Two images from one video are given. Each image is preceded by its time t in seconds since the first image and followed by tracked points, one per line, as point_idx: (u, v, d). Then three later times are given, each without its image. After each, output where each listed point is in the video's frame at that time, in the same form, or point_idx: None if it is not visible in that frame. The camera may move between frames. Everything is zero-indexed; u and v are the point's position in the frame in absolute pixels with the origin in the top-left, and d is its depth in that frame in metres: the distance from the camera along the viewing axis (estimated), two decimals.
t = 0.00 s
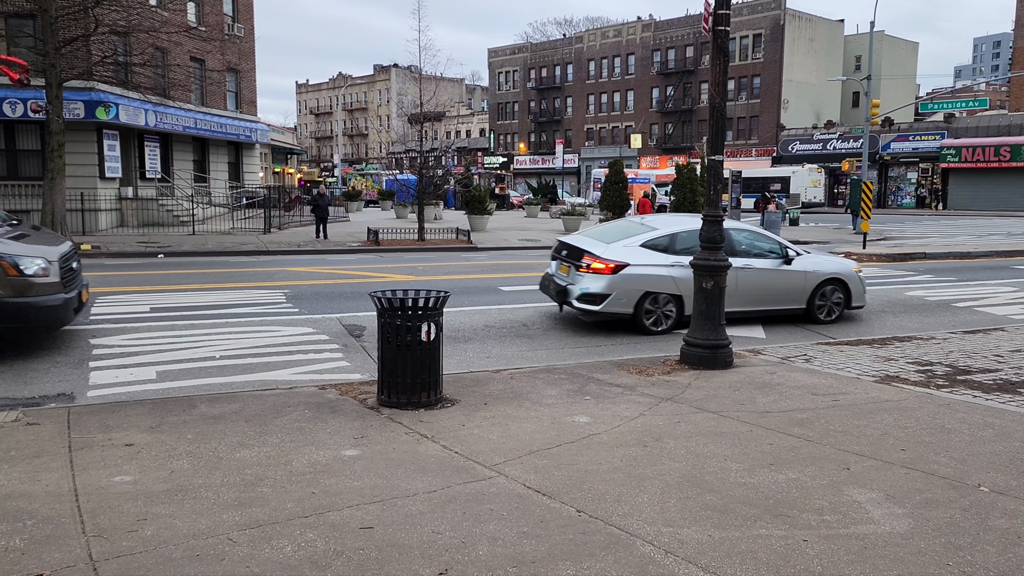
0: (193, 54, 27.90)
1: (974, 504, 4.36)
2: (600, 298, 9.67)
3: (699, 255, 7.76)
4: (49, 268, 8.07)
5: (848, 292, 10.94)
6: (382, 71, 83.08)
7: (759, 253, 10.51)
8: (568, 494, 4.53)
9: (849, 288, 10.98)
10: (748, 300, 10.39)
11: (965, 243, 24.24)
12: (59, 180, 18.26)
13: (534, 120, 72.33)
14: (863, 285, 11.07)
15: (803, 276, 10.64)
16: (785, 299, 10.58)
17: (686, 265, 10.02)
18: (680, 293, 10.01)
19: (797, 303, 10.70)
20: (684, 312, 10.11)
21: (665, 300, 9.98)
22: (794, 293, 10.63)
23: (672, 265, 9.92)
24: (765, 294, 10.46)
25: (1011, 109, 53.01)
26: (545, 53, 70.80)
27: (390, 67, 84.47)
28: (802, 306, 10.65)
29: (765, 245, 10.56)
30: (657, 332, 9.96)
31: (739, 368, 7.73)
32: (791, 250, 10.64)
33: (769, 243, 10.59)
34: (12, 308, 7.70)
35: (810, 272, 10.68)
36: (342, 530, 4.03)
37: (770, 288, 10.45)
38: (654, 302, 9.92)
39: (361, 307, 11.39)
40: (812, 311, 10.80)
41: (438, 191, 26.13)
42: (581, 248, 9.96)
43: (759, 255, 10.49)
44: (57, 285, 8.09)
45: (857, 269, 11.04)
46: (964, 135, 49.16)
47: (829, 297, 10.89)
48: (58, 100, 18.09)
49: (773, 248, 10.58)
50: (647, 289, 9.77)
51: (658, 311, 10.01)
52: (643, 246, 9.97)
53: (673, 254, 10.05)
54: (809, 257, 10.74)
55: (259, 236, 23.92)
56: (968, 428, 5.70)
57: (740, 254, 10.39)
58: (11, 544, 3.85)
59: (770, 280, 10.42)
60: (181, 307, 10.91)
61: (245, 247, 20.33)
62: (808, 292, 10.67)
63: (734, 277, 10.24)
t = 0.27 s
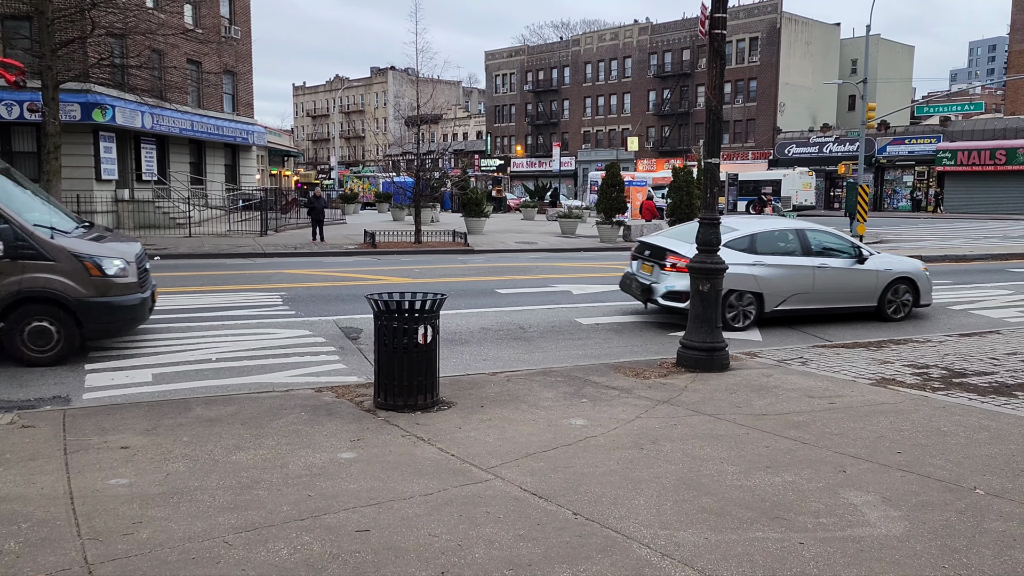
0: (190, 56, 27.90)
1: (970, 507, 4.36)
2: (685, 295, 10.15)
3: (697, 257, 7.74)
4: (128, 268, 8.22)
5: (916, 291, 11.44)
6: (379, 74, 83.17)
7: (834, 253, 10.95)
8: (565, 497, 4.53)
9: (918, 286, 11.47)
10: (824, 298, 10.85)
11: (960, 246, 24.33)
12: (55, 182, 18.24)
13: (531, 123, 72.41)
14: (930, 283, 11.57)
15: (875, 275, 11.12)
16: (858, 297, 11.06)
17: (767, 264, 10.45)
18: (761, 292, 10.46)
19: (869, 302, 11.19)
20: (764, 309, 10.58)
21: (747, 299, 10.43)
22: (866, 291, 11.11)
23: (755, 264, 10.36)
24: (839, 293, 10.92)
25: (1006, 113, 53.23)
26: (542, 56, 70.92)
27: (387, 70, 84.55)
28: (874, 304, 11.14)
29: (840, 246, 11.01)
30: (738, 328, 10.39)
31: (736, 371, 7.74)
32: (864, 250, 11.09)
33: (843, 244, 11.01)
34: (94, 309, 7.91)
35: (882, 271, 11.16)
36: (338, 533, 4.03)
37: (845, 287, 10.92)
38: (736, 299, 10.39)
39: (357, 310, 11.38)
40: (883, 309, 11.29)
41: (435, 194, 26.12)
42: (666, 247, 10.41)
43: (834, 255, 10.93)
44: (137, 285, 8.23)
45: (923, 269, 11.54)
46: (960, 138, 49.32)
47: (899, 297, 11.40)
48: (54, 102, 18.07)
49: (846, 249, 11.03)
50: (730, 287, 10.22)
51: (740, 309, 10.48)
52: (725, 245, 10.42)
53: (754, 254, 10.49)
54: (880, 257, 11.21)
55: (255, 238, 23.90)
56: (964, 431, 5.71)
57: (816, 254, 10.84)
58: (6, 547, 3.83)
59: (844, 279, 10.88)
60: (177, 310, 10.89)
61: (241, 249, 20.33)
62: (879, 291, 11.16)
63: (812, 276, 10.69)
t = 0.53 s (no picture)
0: (185, 59, 27.88)
1: (963, 510, 4.38)
2: (769, 296, 10.64)
3: (691, 261, 7.73)
4: (209, 271, 8.52)
5: (981, 288, 12.07)
6: (375, 77, 83.24)
7: (906, 254, 11.49)
8: (560, 500, 4.53)
9: (982, 284, 12.10)
10: (897, 297, 11.40)
11: (954, 249, 24.44)
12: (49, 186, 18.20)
13: (526, 126, 72.51)
14: (993, 282, 12.24)
15: (944, 274, 11.70)
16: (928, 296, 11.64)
17: (845, 265, 10.96)
18: (840, 292, 10.95)
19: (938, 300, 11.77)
20: (841, 308, 11.08)
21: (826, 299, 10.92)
22: (937, 290, 11.69)
23: (834, 265, 10.86)
24: (911, 292, 11.49)
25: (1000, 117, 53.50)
26: (537, 59, 71.06)
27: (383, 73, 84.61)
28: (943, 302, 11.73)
29: (910, 246, 11.55)
30: (818, 327, 10.92)
31: (731, 375, 7.75)
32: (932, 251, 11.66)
33: (914, 246, 11.55)
34: (181, 309, 8.19)
35: (951, 271, 11.76)
36: (333, 537, 4.02)
37: (918, 286, 11.47)
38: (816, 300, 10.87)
39: (352, 313, 11.37)
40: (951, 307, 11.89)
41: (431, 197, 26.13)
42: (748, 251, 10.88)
43: (906, 255, 11.48)
44: (217, 286, 8.56)
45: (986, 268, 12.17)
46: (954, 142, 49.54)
47: (965, 294, 12.07)
48: (49, 105, 18.02)
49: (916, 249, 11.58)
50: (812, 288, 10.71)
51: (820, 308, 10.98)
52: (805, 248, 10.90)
53: (833, 255, 10.98)
54: (948, 257, 11.80)
55: (250, 242, 23.87)
56: (958, 435, 5.72)
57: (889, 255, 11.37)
58: None
59: (916, 279, 11.44)
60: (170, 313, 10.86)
61: (236, 252, 20.30)
62: (948, 290, 11.76)
63: (888, 276, 11.22)
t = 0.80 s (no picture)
0: (181, 67, 27.90)
1: (960, 518, 4.38)
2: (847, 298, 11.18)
3: (687, 269, 7.74)
4: (294, 275, 8.88)
5: None
6: (371, 85, 83.47)
7: (973, 258, 12.03)
8: (556, 508, 4.52)
9: None
10: (966, 300, 11.94)
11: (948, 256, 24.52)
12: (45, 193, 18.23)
13: (522, 133, 72.67)
14: None
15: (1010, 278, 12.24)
16: (993, 299, 12.17)
17: (918, 269, 11.49)
18: (912, 294, 11.48)
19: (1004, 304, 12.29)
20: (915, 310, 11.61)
21: (901, 302, 11.44)
22: (1002, 294, 12.24)
23: (908, 269, 11.39)
24: (979, 295, 12.03)
25: (994, 125, 53.78)
26: (534, 67, 71.28)
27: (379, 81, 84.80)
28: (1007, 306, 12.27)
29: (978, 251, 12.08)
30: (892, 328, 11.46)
31: (727, 382, 7.76)
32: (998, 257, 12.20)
33: (981, 252, 12.10)
34: (272, 313, 8.51)
35: (1015, 276, 12.31)
36: (328, 546, 4.01)
37: (984, 290, 12.01)
38: (891, 302, 11.40)
39: (348, 320, 11.37)
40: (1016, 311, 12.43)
41: (427, 204, 26.14)
42: (826, 254, 11.45)
43: (973, 260, 12.02)
44: (302, 290, 8.90)
45: None
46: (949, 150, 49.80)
47: None
48: (44, 112, 18.02)
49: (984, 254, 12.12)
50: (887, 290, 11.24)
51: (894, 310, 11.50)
52: (880, 252, 11.45)
53: (907, 260, 11.53)
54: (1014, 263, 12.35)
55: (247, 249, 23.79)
56: (953, 442, 5.74)
57: (957, 259, 11.93)
58: None
59: (984, 283, 11.99)
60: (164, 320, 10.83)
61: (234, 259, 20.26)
62: (1013, 294, 12.31)
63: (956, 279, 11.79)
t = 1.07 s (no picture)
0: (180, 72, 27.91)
1: (956, 529, 4.37)
2: (919, 300, 12.04)
3: (684, 276, 7.74)
4: (381, 281, 9.37)
5: None
6: (370, 90, 83.59)
7: None
8: (552, 518, 4.50)
9: None
10: None
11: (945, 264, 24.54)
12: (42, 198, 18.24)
13: (520, 139, 72.72)
14: None
15: None
16: None
17: (985, 274, 12.37)
18: (979, 298, 12.35)
19: None
20: (980, 314, 12.48)
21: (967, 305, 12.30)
22: None
23: (976, 275, 12.27)
24: None
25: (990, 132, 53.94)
26: (532, 73, 71.38)
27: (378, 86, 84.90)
28: None
29: None
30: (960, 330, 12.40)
31: (723, 391, 7.75)
32: None
33: None
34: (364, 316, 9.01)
35: None
36: (323, 556, 3.99)
37: None
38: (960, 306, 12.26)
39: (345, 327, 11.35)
40: None
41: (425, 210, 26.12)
42: (899, 259, 12.32)
43: None
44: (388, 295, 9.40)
45: None
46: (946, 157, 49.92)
47: None
48: (42, 116, 18.03)
49: None
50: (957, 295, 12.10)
51: (962, 313, 12.37)
52: (950, 258, 12.33)
53: (974, 266, 12.40)
54: None
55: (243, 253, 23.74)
56: (950, 452, 5.73)
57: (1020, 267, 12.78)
58: None
59: None
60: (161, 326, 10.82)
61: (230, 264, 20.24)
62: None
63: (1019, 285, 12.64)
